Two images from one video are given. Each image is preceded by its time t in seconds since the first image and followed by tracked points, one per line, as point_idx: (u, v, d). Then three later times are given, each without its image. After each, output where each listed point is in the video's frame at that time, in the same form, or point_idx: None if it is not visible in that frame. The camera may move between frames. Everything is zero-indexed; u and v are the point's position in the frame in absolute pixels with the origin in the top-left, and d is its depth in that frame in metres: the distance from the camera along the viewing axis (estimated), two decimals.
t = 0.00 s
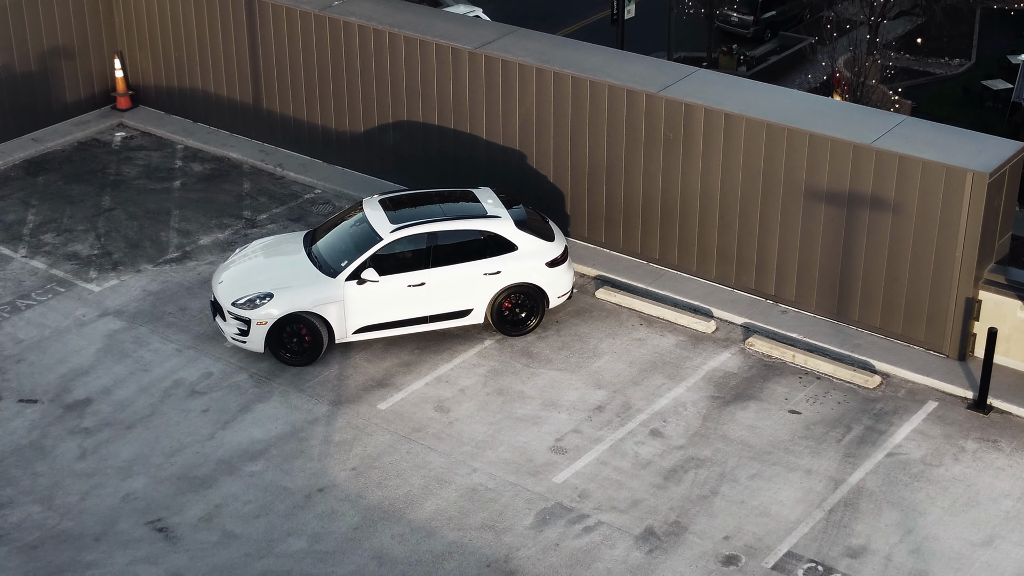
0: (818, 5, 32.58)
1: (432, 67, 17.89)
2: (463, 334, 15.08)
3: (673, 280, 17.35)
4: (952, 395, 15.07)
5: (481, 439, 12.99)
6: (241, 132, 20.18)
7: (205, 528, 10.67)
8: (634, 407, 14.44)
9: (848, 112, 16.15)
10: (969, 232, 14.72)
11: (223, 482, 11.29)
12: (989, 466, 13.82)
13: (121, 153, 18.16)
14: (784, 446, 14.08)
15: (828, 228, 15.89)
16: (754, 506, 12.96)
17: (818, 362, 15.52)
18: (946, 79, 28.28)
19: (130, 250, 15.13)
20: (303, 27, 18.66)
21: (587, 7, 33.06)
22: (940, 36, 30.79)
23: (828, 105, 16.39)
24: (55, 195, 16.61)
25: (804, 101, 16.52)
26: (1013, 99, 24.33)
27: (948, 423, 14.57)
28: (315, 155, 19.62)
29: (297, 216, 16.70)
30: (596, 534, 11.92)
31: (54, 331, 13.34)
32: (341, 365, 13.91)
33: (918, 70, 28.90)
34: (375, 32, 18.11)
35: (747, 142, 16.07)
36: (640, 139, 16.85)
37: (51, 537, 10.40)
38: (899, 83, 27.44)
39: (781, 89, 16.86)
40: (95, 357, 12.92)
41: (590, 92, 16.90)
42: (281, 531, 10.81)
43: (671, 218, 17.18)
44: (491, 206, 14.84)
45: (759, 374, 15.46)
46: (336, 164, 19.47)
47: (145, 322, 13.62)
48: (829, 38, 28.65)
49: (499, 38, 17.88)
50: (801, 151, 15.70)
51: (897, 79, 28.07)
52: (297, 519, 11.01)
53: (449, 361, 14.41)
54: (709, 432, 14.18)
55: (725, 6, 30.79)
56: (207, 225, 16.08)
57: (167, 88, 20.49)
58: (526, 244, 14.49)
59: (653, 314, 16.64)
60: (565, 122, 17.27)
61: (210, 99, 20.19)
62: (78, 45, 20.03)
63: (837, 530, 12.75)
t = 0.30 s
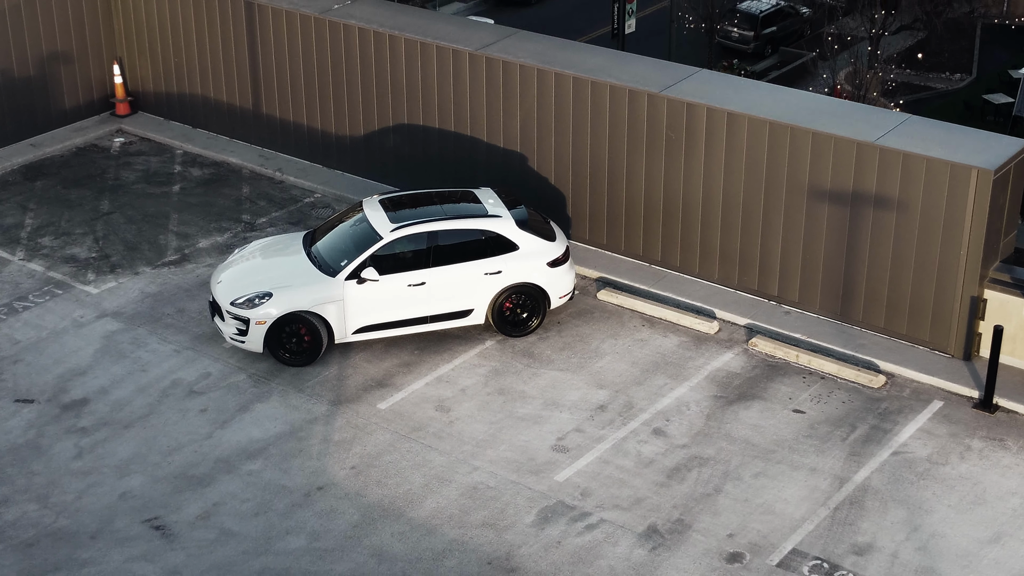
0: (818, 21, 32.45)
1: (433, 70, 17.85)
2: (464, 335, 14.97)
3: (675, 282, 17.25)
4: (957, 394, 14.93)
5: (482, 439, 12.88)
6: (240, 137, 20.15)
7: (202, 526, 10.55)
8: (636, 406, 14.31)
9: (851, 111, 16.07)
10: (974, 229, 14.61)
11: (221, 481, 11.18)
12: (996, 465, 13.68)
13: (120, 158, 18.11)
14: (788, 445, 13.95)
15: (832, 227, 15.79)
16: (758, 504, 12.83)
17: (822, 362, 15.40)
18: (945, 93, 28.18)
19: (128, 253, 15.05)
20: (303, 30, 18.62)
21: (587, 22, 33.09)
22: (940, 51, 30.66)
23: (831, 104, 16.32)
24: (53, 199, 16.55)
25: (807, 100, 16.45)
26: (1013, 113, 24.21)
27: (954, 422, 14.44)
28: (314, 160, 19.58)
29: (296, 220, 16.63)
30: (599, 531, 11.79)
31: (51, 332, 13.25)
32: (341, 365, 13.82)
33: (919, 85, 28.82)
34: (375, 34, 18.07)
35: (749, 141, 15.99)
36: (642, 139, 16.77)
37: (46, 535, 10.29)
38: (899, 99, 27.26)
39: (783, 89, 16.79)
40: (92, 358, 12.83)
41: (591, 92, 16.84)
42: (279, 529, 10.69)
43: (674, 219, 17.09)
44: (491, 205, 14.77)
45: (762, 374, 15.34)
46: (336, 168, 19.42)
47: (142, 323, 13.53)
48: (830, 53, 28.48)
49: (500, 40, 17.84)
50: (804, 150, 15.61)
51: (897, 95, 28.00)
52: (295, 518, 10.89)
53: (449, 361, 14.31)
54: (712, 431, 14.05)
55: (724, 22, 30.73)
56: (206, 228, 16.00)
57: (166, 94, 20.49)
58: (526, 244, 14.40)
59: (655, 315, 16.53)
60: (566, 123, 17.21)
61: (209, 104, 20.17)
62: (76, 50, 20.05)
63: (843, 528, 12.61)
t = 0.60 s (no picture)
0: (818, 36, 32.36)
1: (433, 71, 17.80)
2: (464, 335, 14.87)
3: (676, 283, 17.14)
4: (962, 393, 14.80)
5: (482, 437, 12.76)
6: (239, 142, 20.11)
7: (199, 523, 10.43)
8: (638, 405, 14.20)
9: (853, 109, 15.99)
10: (979, 227, 14.50)
11: (218, 478, 11.07)
12: (1003, 462, 13.54)
13: (118, 162, 18.07)
14: (792, 443, 13.83)
15: (834, 226, 15.69)
16: (761, 501, 12.69)
17: (826, 361, 15.28)
18: (945, 108, 28.09)
19: (126, 255, 14.98)
20: (303, 33, 18.59)
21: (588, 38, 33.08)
22: (941, 66, 30.51)
23: (833, 102, 16.24)
24: (50, 202, 16.48)
25: (809, 99, 16.37)
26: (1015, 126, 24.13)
27: (959, 420, 14.31)
28: (313, 164, 19.52)
29: (295, 223, 16.56)
30: (600, 528, 11.66)
31: (48, 332, 13.16)
32: (339, 364, 13.72)
33: (919, 100, 28.75)
34: (374, 36, 18.04)
35: (751, 140, 15.91)
36: (643, 139, 16.70)
37: (41, 532, 10.17)
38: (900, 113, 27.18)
39: (785, 88, 16.72)
40: (89, 357, 12.74)
41: (592, 93, 16.78)
42: (277, 526, 10.58)
43: (675, 220, 17.00)
44: (492, 204, 14.70)
45: (765, 373, 15.22)
46: (334, 172, 19.36)
47: (140, 323, 13.45)
48: (830, 67, 28.36)
49: (500, 42, 17.80)
50: (806, 148, 15.52)
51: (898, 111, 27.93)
52: (294, 515, 10.77)
53: (449, 361, 14.21)
54: (715, 430, 13.93)
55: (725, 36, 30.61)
56: (205, 230, 15.93)
57: (164, 99, 20.47)
58: (527, 243, 14.32)
59: (657, 316, 16.42)
60: (567, 124, 17.15)
61: (208, 109, 20.13)
62: (75, 55, 20.05)
63: (847, 525, 12.47)
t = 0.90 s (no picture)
0: (819, 52, 32.24)
1: (433, 72, 17.76)
2: (464, 334, 14.77)
3: (677, 283, 17.05)
4: (966, 392, 14.68)
5: (482, 434, 12.65)
6: (238, 146, 20.07)
7: (196, 518, 10.33)
8: (639, 402, 14.09)
9: (856, 107, 15.92)
10: (982, 223, 14.40)
11: (215, 475, 10.96)
12: (1008, 459, 13.42)
13: (117, 166, 18.03)
14: (795, 440, 13.71)
15: (837, 224, 15.59)
16: (764, 497, 12.57)
17: (829, 360, 15.16)
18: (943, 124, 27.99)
19: (123, 256, 14.91)
20: (302, 35, 18.57)
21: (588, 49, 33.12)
22: (941, 80, 30.20)
23: (836, 101, 16.17)
24: (48, 205, 16.43)
25: (811, 97, 16.30)
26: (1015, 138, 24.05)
27: (963, 418, 14.18)
28: (312, 167, 19.47)
29: (294, 225, 16.49)
30: (601, 524, 11.54)
31: (44, 332, 13.08)
32: (338, 363, 13.63)
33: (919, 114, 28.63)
34: (373, 38, 18.01)
35: (753, 137, 15.83)
36: (644, 139, 16.63)
37: (35, 527, 10.07)
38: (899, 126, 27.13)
39: (787, 87, 16.65)
40: (86, 356, 12.65)
41: (592, 92, 16.72)
42: (274, 521, 10.47)
43: (676, 220, 16.91)
44: (492, 203, 14.64)
45: (767, 372, 15.11)
46: (333, 175, 19.31)
47: (137, 323, 13.37)
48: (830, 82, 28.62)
49: (500, 43, 17.76)
50: (808, 146, 15.44)
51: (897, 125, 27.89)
52: (291, 510, 10.66)
53: (448, 360, 14.11)
54: (717, 427, 13.82)
55: (724, 53, 30.86)
56: (203, 232, 15.86)
57: (163, 103, 20.46)
58: (527, 241, 14.24)
59: (658, 316, 16.31)
60: (568, 124, 17.09)
61: (207, 113, 20.11)
62: (73, 59, 20.05)
63: (851, 520, 12.34)
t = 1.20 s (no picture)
0: (819, 67, 32.53)
1: (432, 73, 17.73)
2: (464, 333, 14.69)
3: (679, 283, 16.95)
4: (971, 389, 14.56)
5: (482, 431, 12.55)
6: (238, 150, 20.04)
7: (193, 514, 10.23)
8: (641, 400, 13.99)
9: (858, 104, 15.86)
10: (986, 219, 14.31)
11: (213, 471, 10.87)
12: (1013, 455, 13.30)
13: (116, 170, 18.00)
14: (798, 436, 13.60)
15: (840, 221, 15.50)
16: (767, 493, 12.46)
17: (832, 358, 15.06)
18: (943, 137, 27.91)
19: (122, 257, 14.85)
20: (302, 37, 18.56)
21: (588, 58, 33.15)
22: (941, 95, 30.04)
23: (838, 98, 16.10)
24: (46, 207, 16.38)
25: (813, 95, 16.24)
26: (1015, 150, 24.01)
27: (968, 414, 14.07)
28: (311, 170, 19.43)
29: (293, 226, 16.43)
30: (603, 519, 11.43)
31: (41, 331, 13.01)
32: (337, 361, 13.55)
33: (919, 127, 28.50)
34: (373, 39, 17.99)
35: (754, 135, 15.77)
36: (645, 137, 16.57)
37: (30, 522, 9.98)
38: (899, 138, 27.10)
39: (789, 85, 16.60)
40: (83, 354, 12.58)
41: (593, 91, 16.68)
42: (272, 516, 10.37)
43: (678, 219, 16.83)
44: (492, 201, 14.57)
45: (770, 370, 15.01)
46: (332, 179, 19.27)
47: (134, 322, 13.30)
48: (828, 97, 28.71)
49: (501, 43, 17.72)
50: (811, 142, 15.37)
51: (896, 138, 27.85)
52: (289, 505, 10.56)
53: (448, 358, 14.03)
54: (720, 424, 13.72)
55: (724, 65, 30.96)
56: (201, 234, 15.79)
57: (162, 108, 20.46)
58: (527, 239, 14.16)
59: (660, 315, 16.22)
60: (568, 123, 17.03)
61: (206, 118, 20.09)
62: (73, 64, 20.04)
63: (856, 516, 12.22)
